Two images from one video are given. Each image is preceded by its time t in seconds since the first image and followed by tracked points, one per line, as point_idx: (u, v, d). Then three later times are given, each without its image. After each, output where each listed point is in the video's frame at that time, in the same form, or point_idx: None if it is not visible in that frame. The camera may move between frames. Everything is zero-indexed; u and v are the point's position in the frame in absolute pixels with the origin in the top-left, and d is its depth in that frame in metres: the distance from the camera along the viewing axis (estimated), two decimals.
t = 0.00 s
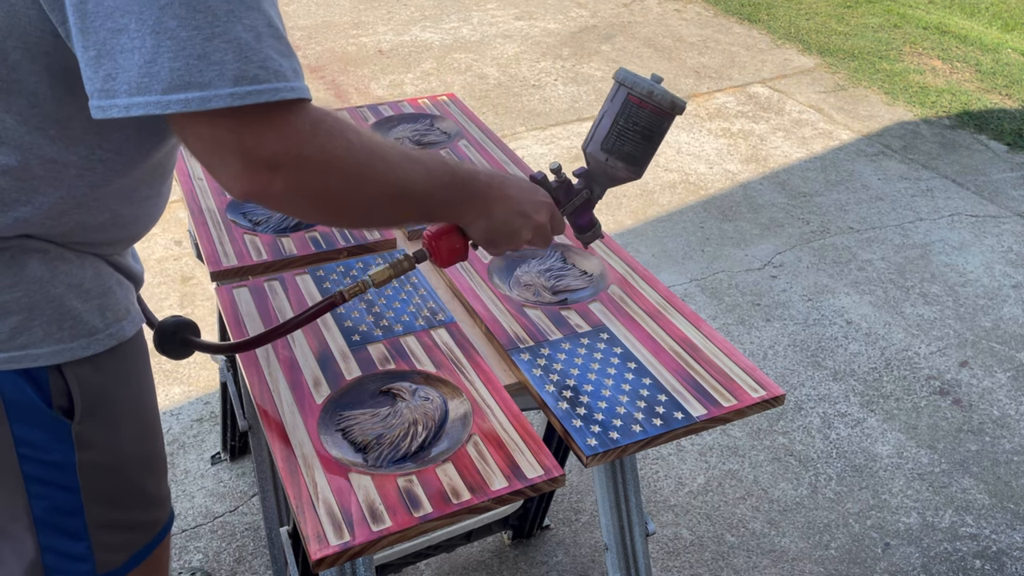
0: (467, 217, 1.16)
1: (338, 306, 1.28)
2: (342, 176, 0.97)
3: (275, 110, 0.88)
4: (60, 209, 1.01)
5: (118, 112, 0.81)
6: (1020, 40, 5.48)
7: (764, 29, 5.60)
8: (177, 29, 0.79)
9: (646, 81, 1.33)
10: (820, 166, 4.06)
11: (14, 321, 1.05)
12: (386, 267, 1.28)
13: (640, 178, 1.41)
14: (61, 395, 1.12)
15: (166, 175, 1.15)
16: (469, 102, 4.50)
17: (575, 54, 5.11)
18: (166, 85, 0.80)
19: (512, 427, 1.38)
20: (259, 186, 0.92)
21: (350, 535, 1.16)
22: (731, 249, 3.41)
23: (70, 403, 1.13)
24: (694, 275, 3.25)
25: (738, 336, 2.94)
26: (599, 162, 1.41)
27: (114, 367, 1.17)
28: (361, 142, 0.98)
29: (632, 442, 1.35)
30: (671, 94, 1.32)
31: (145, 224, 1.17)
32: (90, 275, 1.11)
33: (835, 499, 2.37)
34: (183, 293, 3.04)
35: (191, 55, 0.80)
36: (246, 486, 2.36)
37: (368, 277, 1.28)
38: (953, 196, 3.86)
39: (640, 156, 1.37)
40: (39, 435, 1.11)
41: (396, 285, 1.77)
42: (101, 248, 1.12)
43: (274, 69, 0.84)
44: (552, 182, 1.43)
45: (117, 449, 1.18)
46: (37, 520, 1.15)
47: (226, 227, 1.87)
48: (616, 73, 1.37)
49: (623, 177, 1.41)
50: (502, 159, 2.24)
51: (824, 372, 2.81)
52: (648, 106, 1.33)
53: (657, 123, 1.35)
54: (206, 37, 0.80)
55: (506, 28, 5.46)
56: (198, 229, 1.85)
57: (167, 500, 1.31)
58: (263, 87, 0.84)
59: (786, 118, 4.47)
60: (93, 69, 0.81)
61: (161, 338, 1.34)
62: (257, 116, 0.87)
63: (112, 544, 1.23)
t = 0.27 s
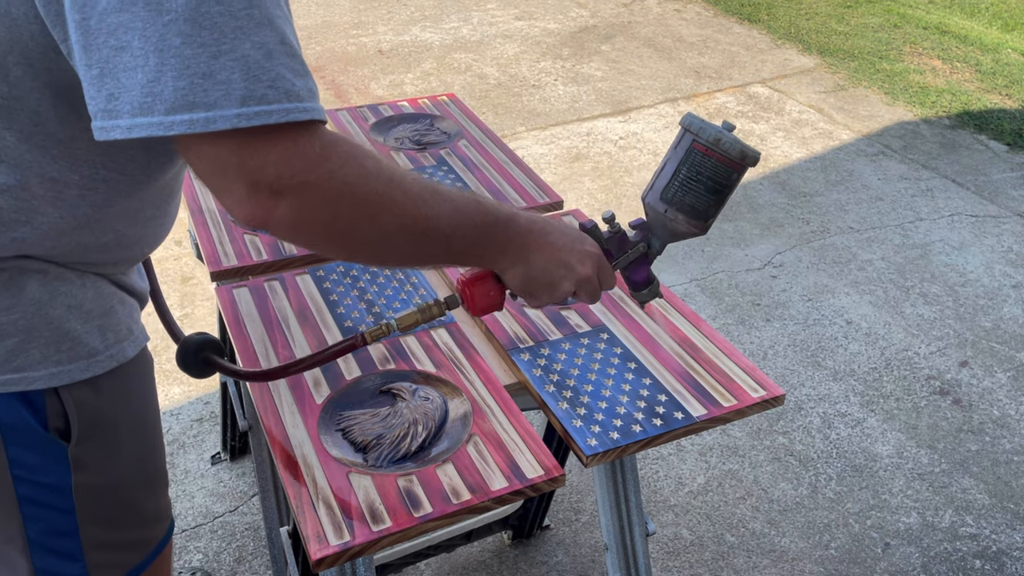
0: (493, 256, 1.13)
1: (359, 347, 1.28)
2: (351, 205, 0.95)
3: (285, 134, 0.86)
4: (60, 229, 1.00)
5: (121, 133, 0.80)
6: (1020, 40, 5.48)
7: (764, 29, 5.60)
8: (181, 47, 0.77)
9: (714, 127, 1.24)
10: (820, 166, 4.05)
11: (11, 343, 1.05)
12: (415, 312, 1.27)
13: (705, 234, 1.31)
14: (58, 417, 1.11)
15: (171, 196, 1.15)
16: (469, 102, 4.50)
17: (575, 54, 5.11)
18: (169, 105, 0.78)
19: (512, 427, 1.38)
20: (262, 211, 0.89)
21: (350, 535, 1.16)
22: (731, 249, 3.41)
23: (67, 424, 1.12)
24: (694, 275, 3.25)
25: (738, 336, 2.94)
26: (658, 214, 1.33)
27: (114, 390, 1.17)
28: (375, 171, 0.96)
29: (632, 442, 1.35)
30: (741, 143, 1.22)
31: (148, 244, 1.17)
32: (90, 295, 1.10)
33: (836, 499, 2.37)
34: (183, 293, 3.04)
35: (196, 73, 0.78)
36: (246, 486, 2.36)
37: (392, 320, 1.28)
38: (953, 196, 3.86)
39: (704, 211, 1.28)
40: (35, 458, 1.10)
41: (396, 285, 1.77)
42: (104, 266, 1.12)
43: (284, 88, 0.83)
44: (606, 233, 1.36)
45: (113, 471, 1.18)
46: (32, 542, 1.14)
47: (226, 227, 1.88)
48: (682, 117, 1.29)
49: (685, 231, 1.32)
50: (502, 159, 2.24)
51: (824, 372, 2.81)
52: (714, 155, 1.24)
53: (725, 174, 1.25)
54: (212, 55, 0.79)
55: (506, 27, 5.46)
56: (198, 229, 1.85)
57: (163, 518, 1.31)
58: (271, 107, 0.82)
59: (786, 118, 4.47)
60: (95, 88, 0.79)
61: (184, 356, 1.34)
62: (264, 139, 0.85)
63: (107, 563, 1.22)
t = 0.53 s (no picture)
0: (516, 284, 1.06)
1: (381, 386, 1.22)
2: (358, 218, 0.92)
3: (285, 138, 0.85)
4: (61, 239, 0.99)
5: (119, 141, 0.79)
6: (1020, 40, 5.48)
7: (764, 29, 5.60)
8: (183, 52, 0.77)
9: (757, 145, 1.13)
10: (820, 166, 4.06)
11: (8, 355, 1.03)
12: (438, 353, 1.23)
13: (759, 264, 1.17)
14: (53, 431, 1.10)
15: (176, 208, 1.15)
16: (469, 102, 4.50)
17: (575, 54, 5.11)
18: (170, 111, 0.78)
19: (512, 427, 1.38)
20: (265, 219, 0.88)
21: (350, 535, 1.16)
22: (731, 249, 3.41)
23: (62, 438, 1.11)
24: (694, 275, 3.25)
25: (739, 336, 2.94)
26: (702, 245, 1.20)
27: (110, 403, 1.16)
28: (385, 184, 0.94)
29: (632, 442, 1.35)
30: (787, 159, 1.11)
31: (148, 258, 1.16)
32: (88, 307, 1.09)
33: (836, 499, 2.37)
34: (182, 293, 3.04)
35: (199, 78, 0.78)
36: (246, 486, 2.36)
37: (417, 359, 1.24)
38: (953, 195, 3.86)
39: (754, 236, 1.15)
40: (29, 472, 1.10)
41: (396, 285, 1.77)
42: (103, 278, 1.10)
43: (290, 95, 0.82)
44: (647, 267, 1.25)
45: (106, 486, 1.18)
46: (26, 558, 1.14)
47: (226, 227, 1.88)
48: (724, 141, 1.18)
49: (736, 264, 1.18)
50: (502, 159, 2.24)
51: (824, 372, 2.81)
52: (760, 175, 1.12)
53: (776, 197, 1.12)
54: (216, 60, 0.78)
55: (506, 27, 5.46)
56: (198, 229, 1.85)
57: (155, 529, 1.31)
58: (276, 113, 0.82)
59: (786, 118, 4.47)
60: (94, 95, 0.79)
61: (201, 369, 1.32)
62: (264, 142, 0.84)
63: None
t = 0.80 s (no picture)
0: (512, 264, 1.10)
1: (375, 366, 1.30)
2: (359, 203, 0.93)
3: (286, 125, 0.85)
4: (63, 233, 0.99)
5: (126, 130, 0.78)
6: (1020, 40, 5.48)
7: (764, 29, 5.60)
8: (188, 41, 0.77)
9: (744, 130, 1.24)
10: (820, 166, 4.05)
11: (10, 346, 1.01)
12: (432, 330, 1.30)
13: (739, 242, 1.30)
14: (55, 424, 1.08)
15: (175, 201, 1.13)
16: (469, 102, 4.50)
17: (575, 54, 5.11)
18: (176, 100, 0.78)
19: (512, 427, 1.38)
20: (266, 206, 0.88)
21: (350, 535, 1.16)
22: (731, 249, 3.41)
23: (64, 431, 1.09)
24: (694, 275, 3.25)
25: (738, 336, 2.94)
26: (687, 224, 1.31)
27: (113, 397, 1.14)
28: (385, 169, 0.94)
29: (632, 442, 1.35)
30: (772, 144, 1.21)
31: (150, 250, 1.15)
32: (90, 299, 1.08)
33: (835, 499, 2.37)
34: (183, 293, 3.04)
35: (203, 67, 0.78)
36: (246, 486, 2.36)
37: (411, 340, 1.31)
38: (954, 196, 3.86)
39: (737, 218, 1.27)
40: (32, 466, 1.07)
41: (396, 285, 1.77)
42: (105, 272, 1.10)
43: (293, 83, 0.82)
44: (632, 244, 1.35)
45: (109, 479, 1.16)
46: (27, 552, 1.11)
47: (226, 227, 1.87)
48: (709, 124, 1.28)
49: (718, 242, 1.30)
50: (502, 159, 2.24)
51: (824, 372, 2.81)
52: (746, 159, 1.23)
53: (759, 179, 1.24)
54: (220, 49, 0.78)
55: (506, 27, 5.46)
56: (198, 229, 1.85)
57: (157, 525, 1.28)
58: (281, 102, 0.82)
59: (786, 118, 4.47)
60: (99, 86, 0.78)
61: (188, 357, 1.34)
62: (266, 130, 0.84)
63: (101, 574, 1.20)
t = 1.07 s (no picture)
0: (484, 225, 1.16)
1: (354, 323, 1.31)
2: (342, 173, 0.97)
3: (273, 104, 0.88)
4: (62, 212, 1.01)
5: (121, 106, 0.81)
6: (1020, 40, 5.48)
7: (764, 29, 5.60)
8: (178, 21, 0.80)
9: (679, 88, 1.34)
10: (820, 166, 4.05)
11: (13, 324, 1.05)
12: (403, 285, 1.33)
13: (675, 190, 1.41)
14: (57, 401, 1.12)
15: (166, 176, 1.15)
16: (469, 101, 4.50)
17: (575, 54, 5.11)
18: (170, 78, 0.81)
19: (513, 427, 1.38)
20: (255, 181, 0.91)
21: (350, 535, 1.16)
22: (731, 249, 3.41)
23: (66, 408, 1.13)
24: (694, 275, 3.25)
25: (738, 336, 2.94)
26: (629, 174, 1.41)
27: (111, 375, 1.18)
28: (364, 140, 0.98)
29: (632, 442, 1.35)
30: (704, 100, 1.33)
31: (143, 228, 1.17)
32: (88, 278, 1.11)
33: (836, 499, 2.37)
34: (183, 293, 3.04)
35: (194, 47, 0.81)
36: (246, 486, 2.36)
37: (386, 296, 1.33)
38: (953, 195, 3.86)
39: (674, 167, 1.38)
40: (34, 442, 1.10)
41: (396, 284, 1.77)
42: (100, 250, 1.12)
43: (278, 63, 0.86)
44: (581, 197, 1.42)
45: (110, 457, 1.19)
46: (31, 530, 1.13)
47: (226, 227, 1.87)
48: (644, 82, 1.38)
49: (657, 190, 1.40)
50: (502, 159, 2.24)
51: (824, 372, 2.81)
52: (680, 113, 1.34)
53: (691, 131, 1.35)
54: (210, 29, 0.81)
55: (506, 27, 5.46)
56: (198, 229, 1.85)
57: (154, 510, 1.31)
58: (267, 80, 0.85)
59: (786, 118, 4.47)
60: (95, 64, 0.81)
61: (169, 335, 1.34)
62: (254, 110, 0.87)
63: (101, 555, 1.22)
